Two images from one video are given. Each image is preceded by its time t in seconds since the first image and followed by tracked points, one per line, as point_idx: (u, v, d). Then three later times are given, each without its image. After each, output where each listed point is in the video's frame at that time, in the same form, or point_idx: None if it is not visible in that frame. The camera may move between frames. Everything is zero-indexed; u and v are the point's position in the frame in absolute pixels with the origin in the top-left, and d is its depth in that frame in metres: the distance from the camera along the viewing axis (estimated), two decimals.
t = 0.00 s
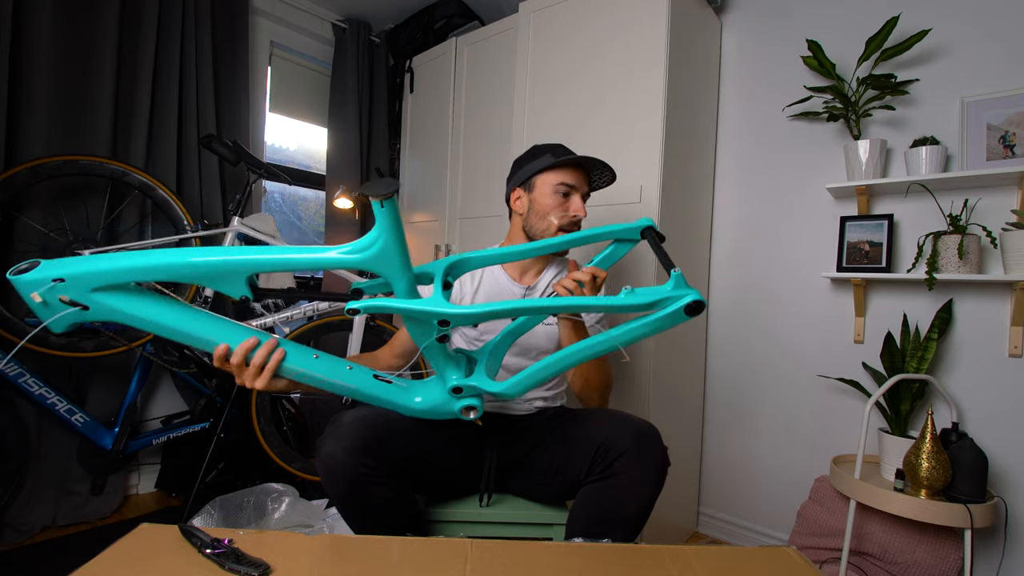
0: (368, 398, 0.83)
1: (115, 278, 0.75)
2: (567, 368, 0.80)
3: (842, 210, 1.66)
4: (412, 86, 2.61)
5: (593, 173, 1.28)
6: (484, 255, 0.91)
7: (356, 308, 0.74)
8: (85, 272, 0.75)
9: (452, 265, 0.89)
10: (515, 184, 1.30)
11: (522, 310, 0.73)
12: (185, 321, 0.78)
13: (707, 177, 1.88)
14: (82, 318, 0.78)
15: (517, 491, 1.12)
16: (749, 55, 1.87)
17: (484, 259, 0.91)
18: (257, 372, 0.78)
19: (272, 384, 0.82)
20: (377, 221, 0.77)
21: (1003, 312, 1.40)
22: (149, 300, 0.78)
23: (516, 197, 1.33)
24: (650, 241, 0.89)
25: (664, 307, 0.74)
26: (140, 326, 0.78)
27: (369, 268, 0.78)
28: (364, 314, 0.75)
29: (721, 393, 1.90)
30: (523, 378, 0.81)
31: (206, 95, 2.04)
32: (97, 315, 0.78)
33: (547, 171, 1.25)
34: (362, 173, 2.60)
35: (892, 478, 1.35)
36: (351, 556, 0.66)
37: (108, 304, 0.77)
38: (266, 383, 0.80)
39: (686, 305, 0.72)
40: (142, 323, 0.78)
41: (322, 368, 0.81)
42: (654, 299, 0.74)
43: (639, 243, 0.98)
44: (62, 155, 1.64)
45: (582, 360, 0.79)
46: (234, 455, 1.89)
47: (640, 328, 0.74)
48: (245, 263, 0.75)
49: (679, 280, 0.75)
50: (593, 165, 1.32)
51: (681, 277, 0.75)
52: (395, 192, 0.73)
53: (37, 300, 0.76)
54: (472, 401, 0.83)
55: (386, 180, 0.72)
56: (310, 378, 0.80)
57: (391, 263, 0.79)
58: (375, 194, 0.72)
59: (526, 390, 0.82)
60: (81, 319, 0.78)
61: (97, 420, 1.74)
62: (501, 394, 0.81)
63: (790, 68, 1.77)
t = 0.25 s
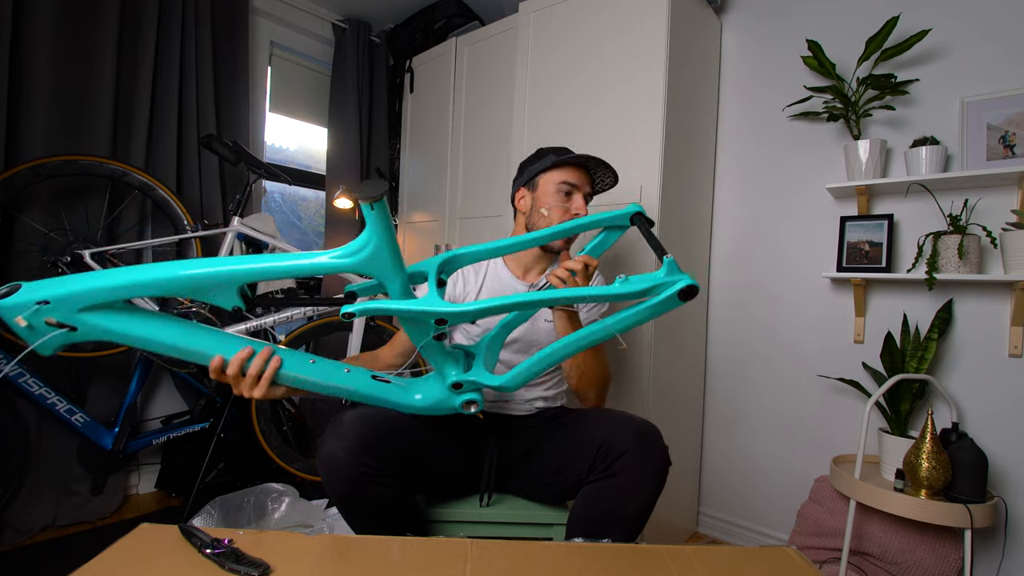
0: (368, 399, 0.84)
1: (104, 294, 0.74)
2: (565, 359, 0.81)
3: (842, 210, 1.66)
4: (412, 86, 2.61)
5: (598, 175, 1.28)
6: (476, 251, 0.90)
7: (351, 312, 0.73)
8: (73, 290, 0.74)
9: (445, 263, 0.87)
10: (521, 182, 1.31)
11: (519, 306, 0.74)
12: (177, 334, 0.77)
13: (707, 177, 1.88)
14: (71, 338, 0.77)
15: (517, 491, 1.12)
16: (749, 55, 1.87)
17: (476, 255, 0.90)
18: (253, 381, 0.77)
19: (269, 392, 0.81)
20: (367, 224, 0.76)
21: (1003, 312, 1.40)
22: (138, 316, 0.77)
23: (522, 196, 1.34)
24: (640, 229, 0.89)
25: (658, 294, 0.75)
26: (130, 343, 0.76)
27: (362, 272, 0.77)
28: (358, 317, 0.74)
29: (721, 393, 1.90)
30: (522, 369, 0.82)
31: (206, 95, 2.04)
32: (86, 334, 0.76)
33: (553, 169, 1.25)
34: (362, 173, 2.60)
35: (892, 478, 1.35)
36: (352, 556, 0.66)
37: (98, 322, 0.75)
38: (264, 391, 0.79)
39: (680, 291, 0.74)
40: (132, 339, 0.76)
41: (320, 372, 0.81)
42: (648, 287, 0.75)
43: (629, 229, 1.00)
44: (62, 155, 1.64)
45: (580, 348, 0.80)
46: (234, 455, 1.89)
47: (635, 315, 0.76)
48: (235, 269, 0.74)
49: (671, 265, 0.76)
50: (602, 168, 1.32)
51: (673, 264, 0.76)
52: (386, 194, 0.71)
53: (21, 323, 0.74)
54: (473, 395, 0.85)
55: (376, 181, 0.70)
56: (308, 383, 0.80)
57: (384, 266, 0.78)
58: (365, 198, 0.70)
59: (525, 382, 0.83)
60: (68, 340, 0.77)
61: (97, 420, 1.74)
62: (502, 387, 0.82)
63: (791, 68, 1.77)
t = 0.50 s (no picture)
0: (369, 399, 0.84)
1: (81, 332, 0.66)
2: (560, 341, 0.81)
3: (842, 210, 1.66)
4: (412, 86, 2.61)
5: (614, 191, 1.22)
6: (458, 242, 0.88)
7: (341, 320, 0.73)
8: (43, 332, 0.65)
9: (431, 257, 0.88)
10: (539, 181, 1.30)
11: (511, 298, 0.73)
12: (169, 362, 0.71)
13: (706, 177, 1.88)
14: (50, 380, 0.68)
15: (517, 491, 1.12)
16: (749, 55, 1.87)
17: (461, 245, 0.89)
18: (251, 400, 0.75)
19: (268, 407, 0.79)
20: (349, 231, 0.72)
21: (1003, 312, 1.40)
22: (122, 350, 0.70)
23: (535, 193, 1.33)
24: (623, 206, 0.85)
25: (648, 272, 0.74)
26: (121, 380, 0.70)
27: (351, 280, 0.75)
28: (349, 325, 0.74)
29: (721, 393, 1.90)
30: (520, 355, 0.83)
31: (206, 95, 2.04)
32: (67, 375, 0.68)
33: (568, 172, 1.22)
34: (362, 173, 2.60)
35: (892, 478, 1.35)
36: (352, 556, 0.66)
37: (79, 362, 0.68)
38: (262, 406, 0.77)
39: (669, 267, 0.72)
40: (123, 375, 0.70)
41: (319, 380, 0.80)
42: (638, 268, 0.73)
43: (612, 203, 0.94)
44: (62, 155, 1.64)
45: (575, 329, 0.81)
46: (234, 455, 1.89)
47: (627, 294, 0.75)
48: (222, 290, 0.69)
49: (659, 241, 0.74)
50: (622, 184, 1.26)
51: (661, 240, 0.74)
52: (366, 201, 0.67)
53: None
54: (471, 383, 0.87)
55: (351, 188, 0.66)
56: (307, 392, 0.79)
57: (370, 271, 0.76)
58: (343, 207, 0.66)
59: (523, 365, 0.84)
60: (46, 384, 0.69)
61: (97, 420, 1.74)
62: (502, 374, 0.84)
63: (791, 68, 1.77)
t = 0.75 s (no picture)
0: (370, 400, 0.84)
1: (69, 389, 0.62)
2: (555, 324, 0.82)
3: (842, 210, 1.66)
4: (412, 86, 2.61)
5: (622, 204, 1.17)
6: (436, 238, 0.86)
7: (332, 334, 0.72)
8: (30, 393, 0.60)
9: (414, 256, 0.86)
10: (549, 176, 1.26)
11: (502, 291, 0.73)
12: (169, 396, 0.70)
13: (706, 177, 1.88)
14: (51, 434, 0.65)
15: (517, 491, 1.12)
16: (749, 55, 1.87)
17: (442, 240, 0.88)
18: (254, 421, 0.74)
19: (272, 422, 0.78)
20: (326, 246, 0.67)
21: (1003, 313, 1.40)
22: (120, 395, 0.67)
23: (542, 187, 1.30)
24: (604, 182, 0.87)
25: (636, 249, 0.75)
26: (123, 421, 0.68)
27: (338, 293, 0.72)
28: (341, 336, 0.73)
29: (721, 393, 1.90)
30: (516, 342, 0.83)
31: (207, 95, 2.04)
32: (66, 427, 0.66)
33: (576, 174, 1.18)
34: (362, 173, 2.60)
35: (892, 478, 1.35)
36: (352, 556, 0.66)
37: (77, 415, 0.65)
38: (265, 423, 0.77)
39: (656, 241, 0.74)
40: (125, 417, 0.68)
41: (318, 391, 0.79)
42: (626, 246, 0.74)
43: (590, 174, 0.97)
44: (62, 155, 1.64)
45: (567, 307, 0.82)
46: (234, 455, 1.89)
47: (615, 272, 0.76)
48: (209, 328, 0.64)
49: (643, 216, 0.75)
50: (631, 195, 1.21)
51: (646, 215, 0.76)
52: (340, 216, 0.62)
53: None
54: (472, 372, 0.88)
55: (322, 203, 0.61)
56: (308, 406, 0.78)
57: (355, 281, 0.72)
58: (316, 227, 0.60)
59: (520, 350, 0.83)
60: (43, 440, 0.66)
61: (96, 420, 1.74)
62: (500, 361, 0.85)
63: (791, 68, 1.77)
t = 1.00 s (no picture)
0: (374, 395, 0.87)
1: (75, 410, 0.62)
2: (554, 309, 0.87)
3: (842, 210, 1.66)
4: (412, 86, 2.61)
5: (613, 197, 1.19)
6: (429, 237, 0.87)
7: (334, 337, 0.73)
8: (34, 419, 0.60)
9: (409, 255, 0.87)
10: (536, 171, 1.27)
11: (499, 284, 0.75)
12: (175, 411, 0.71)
13: (707, 177, 1.88)
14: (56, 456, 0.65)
15: (517, 491, 1.13)
16: (749, 55, 1.87)
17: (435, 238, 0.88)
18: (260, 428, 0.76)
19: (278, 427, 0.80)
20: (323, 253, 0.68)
21: (1003, 313, 1.40)
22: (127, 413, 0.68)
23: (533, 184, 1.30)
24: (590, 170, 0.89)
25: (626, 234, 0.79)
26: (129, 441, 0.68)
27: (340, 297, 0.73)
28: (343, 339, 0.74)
29: (721, 393, 1.90)
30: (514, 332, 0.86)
31: (206, 95, 2.04)
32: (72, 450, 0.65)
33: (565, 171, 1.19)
34: (362, 173, 2.60)
35: (892, 478, 1.35)
36: (352, 556, 0.66)
37: (84, 436, 0.64)
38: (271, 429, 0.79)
39: (645, 226, 0.78)
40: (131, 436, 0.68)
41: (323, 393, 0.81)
42: (618, 232, 0.78)
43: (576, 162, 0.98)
44: (62, 155, 1.64)
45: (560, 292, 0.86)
46: (234, 455, 1.89)
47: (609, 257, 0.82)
48: (213, 339, 0.64)
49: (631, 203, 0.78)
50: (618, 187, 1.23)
51: (635, 201, 0.79)
52: (337, 221, 0.63)
53: None
54: (474, 367, 0.90)
55: (319, 209, 0.62)
56: (314, 408, 0.80)
57: (353, 283, 0.72)
58: (313, 233, 0.62)
59: (520, 340, 0.87)
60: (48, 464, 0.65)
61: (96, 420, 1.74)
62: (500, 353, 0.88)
63: (790, 68, 1.77)
